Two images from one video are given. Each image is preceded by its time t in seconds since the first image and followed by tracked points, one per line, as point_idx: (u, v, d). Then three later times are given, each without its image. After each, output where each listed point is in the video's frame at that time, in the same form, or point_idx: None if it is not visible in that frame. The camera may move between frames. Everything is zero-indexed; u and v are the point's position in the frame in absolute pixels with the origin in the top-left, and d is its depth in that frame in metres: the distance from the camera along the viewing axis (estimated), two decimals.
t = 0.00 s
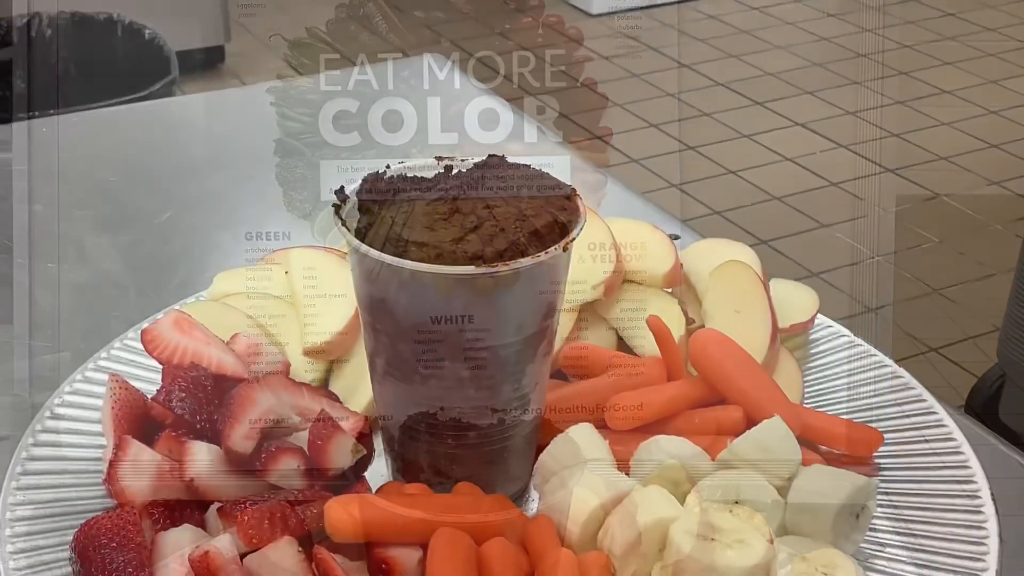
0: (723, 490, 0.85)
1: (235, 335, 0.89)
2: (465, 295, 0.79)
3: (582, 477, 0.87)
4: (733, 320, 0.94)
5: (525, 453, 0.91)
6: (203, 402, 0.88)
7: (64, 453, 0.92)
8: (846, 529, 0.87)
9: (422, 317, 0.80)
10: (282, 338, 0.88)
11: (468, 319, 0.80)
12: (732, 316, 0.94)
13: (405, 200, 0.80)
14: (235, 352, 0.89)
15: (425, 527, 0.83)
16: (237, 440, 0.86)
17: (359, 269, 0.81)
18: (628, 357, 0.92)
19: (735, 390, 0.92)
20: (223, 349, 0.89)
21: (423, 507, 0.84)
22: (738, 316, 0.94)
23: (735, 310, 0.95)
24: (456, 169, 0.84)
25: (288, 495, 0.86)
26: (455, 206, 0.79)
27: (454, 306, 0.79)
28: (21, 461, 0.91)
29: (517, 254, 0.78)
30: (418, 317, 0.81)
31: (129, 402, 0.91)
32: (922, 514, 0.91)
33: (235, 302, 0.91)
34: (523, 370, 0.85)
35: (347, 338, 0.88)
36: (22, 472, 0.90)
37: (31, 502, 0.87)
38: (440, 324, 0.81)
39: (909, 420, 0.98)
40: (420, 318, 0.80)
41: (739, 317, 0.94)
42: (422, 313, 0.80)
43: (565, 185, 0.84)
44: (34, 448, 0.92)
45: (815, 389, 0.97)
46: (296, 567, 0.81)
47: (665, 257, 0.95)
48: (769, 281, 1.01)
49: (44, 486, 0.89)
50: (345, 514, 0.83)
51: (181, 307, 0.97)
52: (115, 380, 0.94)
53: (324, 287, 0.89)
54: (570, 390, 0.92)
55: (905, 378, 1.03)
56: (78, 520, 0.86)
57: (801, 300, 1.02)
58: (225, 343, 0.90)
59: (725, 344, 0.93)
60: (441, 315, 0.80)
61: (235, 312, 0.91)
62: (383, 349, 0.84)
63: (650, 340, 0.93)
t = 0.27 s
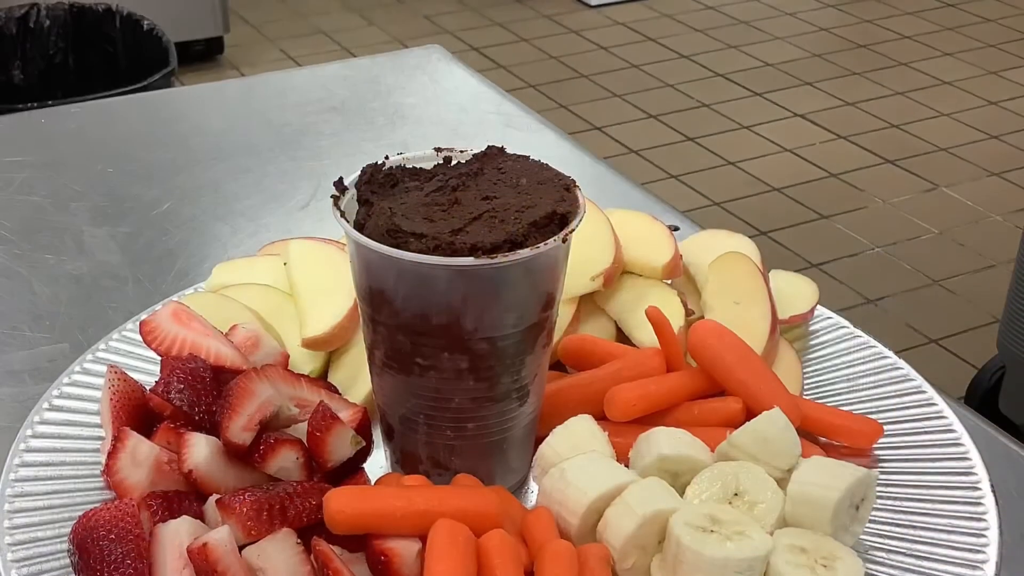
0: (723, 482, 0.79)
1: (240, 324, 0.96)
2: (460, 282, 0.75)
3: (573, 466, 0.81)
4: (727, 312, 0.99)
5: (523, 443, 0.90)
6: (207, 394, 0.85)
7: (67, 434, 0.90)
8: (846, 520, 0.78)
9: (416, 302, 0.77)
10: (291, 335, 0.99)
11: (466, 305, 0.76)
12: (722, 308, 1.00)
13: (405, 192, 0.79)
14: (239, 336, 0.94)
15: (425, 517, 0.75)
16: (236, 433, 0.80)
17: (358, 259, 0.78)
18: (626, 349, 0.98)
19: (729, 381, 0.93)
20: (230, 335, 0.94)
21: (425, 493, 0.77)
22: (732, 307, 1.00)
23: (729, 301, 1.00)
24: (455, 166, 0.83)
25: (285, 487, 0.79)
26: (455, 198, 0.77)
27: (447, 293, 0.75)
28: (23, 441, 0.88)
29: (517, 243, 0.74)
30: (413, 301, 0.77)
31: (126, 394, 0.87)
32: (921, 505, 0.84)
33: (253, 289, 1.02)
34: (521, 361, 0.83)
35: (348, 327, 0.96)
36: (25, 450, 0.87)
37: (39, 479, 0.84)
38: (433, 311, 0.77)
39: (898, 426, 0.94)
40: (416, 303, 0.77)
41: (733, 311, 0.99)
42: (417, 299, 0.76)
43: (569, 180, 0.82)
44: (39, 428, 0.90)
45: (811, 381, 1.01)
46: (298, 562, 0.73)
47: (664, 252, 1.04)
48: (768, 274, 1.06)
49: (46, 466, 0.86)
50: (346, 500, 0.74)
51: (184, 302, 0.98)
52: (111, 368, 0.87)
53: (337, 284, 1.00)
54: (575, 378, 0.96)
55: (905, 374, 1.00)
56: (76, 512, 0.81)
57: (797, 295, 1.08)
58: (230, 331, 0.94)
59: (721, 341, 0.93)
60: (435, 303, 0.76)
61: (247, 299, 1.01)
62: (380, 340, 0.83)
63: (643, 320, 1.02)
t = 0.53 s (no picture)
0: (722, 473, 0.80)
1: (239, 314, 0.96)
2: (459, 272, 0.74)
3: (572, 458, 0.81)
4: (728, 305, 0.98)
5: (523, 435, 0.90)
6: (205, 385, 0.85)
7: (65, 426, 0.90)
8: (846, 512, 0.78)
9: (414, 295, 0.76)
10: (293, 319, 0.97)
11: (465, 298, 0.75)
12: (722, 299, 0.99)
13: (405, 183, 0.79)
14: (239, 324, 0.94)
15: (424, 509, 0.75)
16: (234, 425, 0.80)
17: (357, 250, 0.78)
18: (626, 341, 0.98)
19: (728, 373, 0.93)
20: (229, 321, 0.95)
21: (423, 485, 0.76)
22: (731, 297, 0.99)
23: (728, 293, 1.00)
24: (454, 157, 0.83)
25: (283, 479, 0.79)
26: (454, 189, 0.77)
27: (447, 287, 0.75)
28: (21, 432, 0.88)
29: (516, 235, 0.74)
30: (412, 294, 0.76)
31: (124, 384, 0.86)
32: (920, 497, 0.83)
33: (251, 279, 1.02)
34: (521, 352, 0.82)
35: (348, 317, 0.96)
36: (23, 441, 0.87)
37: (37, 471, 0.84)
38: (431, 303, 0.76)
39: (899, 418, 0.94)
40: (415, 295, 0.76)
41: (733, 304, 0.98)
42: (415, 292, 0.76)
43: (569, 170, 0.81)
44: (38, 419, 0.89)
45: (812, 372, 1.01)
46: (297, 556, 0.72)
47: (664, 243, 1.04)
48: (768, 266, 1.07)
49: (44, 458, 0.85)
50: (344, 493, 0.74)
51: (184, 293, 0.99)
52: (110, 360, 0.87)
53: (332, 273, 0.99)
54: (574, 369, 0.96)
55: (904, 366, 1.00)
56: (75, 504, 0.81)
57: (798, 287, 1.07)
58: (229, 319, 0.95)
59: (719, 332, 0.93)
60: (434, 296, 0.76)
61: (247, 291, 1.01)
62: (379, 332, 0.82)
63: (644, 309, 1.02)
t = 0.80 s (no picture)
0: (722, 465, 0.79)
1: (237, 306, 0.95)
2: (459, 263, 0.73)
3: (572, 450, 0.81)
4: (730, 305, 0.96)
5: (522, 426, 0.90)
6: (203, 376, 0.85)
7: (64, 417, 0.89)
8: (845, 503, 0.78)
9: (414, 296, 0.76)
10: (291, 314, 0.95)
11: (464, 290, 0.75)
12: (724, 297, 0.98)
13: (404, 174, 0.78)
14: (236, 319, 0.93)
15: (423, 501, 0.75)
16: (232, 416, 0.80)
17: (356, 242, 0.77)
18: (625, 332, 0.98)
19: (728, 364, 0.93)
20: (227, 313, 0.93)
21: (422, 477, 0.76)
22: (731, 294, 0.98)
23: (730, 294, 0.98)
24: (453, 148, 0.82)
25: (282, 471, 0.78)
26: (452, 180, 0.77)
27: (446, 287, 0.75)
28: (20, 424, 0.87)
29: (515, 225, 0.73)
30: (411, 285, 0.75)
31: (124, 375, 0.86)
32: (919, 489, 0.83)
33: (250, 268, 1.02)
34: (520, 344, 0.82)
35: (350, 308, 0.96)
36: (21, 433, 0.86)
37: (36, 462, 0.84)
38: (431, 304, 0.76)
39: (899, 409, 0.94)
40: (414, 289, 0.75)
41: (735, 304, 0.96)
42: (415, 294, 0.76)
43: (567, 161, 0.81)
44: (36, 411, 0.89)
45: (811, 363, 1.02)
46: (296, 548, 0.73)
47: (662, 235, 1.04)
48: (767, 256, 1.07)
49: (42, 449, 0.85)
50: (343, 485, 0.74)
51: (186, 281, 0.98)
52: (109, 351, 0.87)
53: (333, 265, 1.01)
54: (574, 361, 0.95)
55: (904, 357, 1.00)
56: (73, 496, 0.81)
57: (796, 276, 1.09)
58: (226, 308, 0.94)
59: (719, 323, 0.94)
60: (433, 297, 0.75)
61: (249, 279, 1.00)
62: (378, 324, 0.82)
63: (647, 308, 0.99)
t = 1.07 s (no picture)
0: (721, 457, 0.79)
1: (234, 305, 0.92)
2: (458, 254, 0.73)
3: (572, 441, 0.81)
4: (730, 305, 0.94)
5: (521, 418, 0.90)
6: (201, 368, 0.85)
7: (63, 409, 0.89)
8: (845, 496, 0.77)
9: (413, 295, 0.76)
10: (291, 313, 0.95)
11: (463, 281, 0.75)
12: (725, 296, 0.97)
13: (403, 165, 0.78)
14: (233, 322, 0.90)
15: (422, 493, 0.75)
16: (231, 408, 0.80)
17: (355, 233, 0.77)
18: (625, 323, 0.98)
19: (729, 354, 0.92)
20: (225, 310, 0.91)
21: (421, 470, 0.76)
22: (732, 295, 0.98)
23: (729, 295, 0.98)
24: (452, 139, 0.82)
25: (281, 462, 0.78)
26: (451, 171, 0.76)
27: (445, 287, 0.75)
28: (18, 415, 0.87)
29: (514, 217, 0.73)
30: (411, 276, 0.75)
31: (121, 367, 0.85)
32: (919, 481, 0.83)
33: (248, 260, 1.01)
34: (520, 336, 0.82)
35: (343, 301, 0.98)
36: (19, 425, 0.86)
37: (34, 454, 0.83)
38: (431, 303, 0.76)
39: (899, 401, 0.94)
40: (414, 280, 0.75)
41: (737, 304, 0.95)
42: (414, 294, 0.76)
43: (566, 151, 0.80)
44: (34, 402, 0.89)
45: (811, 355, 1.01)
46: (296, 539, 0.73)
47: (662, 226, 1.04)
48: (767, 247, 1.07)
49: (41, 441, 0.85)
50: (342, 477, 0.74)
51: (185, 279, 0.97)
52: (108, 343, 0.86)
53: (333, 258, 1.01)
54: (573, 352, 0.95)
55: (904, 349, 1.00)
56: (72, 488, 0.81)
57: (796, 268, 1.09)
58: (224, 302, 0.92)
59: (721, 315, 0.93)
60: (433, 296, 0.76)
61: (248, 273, 1.00)
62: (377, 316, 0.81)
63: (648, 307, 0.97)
